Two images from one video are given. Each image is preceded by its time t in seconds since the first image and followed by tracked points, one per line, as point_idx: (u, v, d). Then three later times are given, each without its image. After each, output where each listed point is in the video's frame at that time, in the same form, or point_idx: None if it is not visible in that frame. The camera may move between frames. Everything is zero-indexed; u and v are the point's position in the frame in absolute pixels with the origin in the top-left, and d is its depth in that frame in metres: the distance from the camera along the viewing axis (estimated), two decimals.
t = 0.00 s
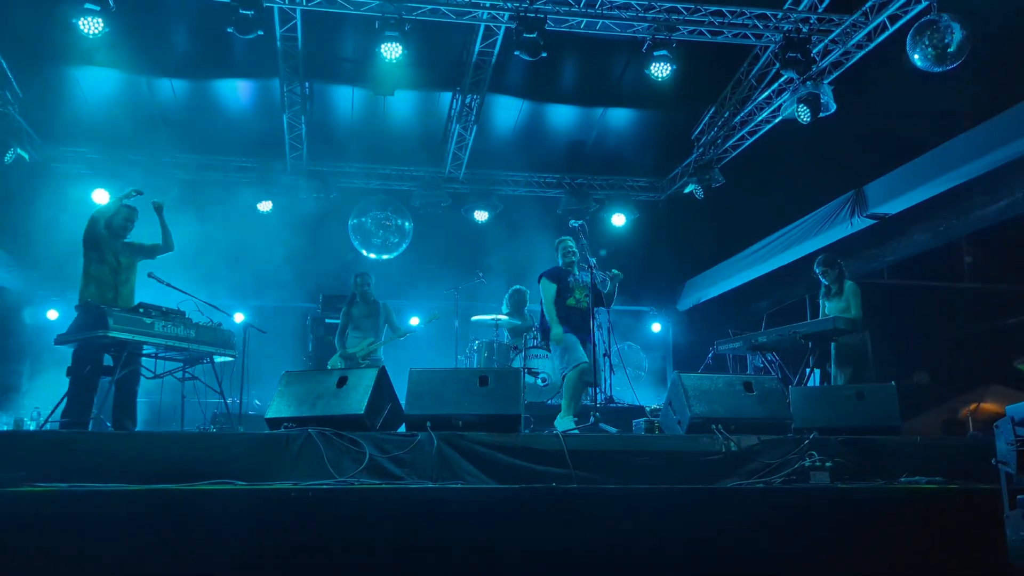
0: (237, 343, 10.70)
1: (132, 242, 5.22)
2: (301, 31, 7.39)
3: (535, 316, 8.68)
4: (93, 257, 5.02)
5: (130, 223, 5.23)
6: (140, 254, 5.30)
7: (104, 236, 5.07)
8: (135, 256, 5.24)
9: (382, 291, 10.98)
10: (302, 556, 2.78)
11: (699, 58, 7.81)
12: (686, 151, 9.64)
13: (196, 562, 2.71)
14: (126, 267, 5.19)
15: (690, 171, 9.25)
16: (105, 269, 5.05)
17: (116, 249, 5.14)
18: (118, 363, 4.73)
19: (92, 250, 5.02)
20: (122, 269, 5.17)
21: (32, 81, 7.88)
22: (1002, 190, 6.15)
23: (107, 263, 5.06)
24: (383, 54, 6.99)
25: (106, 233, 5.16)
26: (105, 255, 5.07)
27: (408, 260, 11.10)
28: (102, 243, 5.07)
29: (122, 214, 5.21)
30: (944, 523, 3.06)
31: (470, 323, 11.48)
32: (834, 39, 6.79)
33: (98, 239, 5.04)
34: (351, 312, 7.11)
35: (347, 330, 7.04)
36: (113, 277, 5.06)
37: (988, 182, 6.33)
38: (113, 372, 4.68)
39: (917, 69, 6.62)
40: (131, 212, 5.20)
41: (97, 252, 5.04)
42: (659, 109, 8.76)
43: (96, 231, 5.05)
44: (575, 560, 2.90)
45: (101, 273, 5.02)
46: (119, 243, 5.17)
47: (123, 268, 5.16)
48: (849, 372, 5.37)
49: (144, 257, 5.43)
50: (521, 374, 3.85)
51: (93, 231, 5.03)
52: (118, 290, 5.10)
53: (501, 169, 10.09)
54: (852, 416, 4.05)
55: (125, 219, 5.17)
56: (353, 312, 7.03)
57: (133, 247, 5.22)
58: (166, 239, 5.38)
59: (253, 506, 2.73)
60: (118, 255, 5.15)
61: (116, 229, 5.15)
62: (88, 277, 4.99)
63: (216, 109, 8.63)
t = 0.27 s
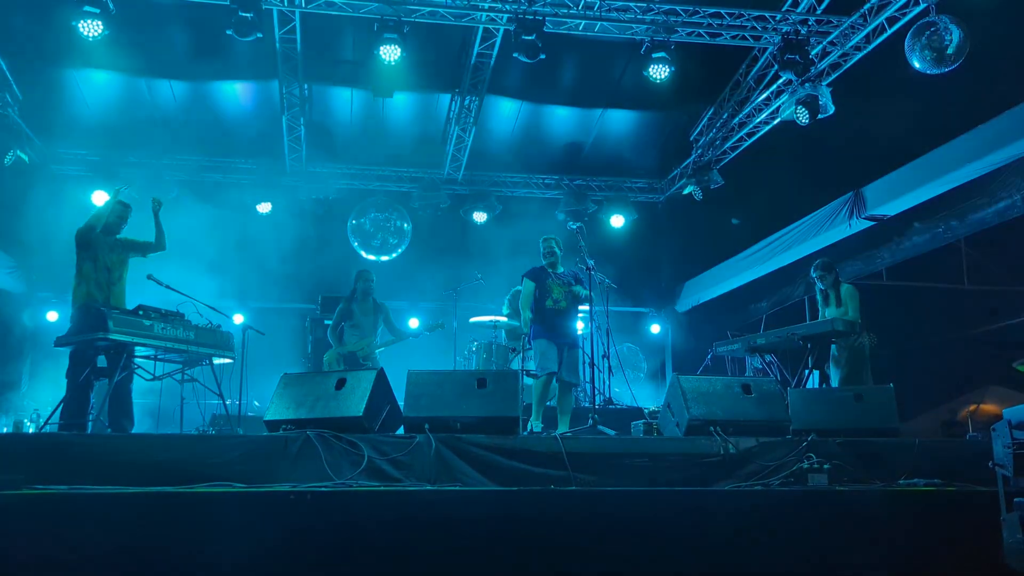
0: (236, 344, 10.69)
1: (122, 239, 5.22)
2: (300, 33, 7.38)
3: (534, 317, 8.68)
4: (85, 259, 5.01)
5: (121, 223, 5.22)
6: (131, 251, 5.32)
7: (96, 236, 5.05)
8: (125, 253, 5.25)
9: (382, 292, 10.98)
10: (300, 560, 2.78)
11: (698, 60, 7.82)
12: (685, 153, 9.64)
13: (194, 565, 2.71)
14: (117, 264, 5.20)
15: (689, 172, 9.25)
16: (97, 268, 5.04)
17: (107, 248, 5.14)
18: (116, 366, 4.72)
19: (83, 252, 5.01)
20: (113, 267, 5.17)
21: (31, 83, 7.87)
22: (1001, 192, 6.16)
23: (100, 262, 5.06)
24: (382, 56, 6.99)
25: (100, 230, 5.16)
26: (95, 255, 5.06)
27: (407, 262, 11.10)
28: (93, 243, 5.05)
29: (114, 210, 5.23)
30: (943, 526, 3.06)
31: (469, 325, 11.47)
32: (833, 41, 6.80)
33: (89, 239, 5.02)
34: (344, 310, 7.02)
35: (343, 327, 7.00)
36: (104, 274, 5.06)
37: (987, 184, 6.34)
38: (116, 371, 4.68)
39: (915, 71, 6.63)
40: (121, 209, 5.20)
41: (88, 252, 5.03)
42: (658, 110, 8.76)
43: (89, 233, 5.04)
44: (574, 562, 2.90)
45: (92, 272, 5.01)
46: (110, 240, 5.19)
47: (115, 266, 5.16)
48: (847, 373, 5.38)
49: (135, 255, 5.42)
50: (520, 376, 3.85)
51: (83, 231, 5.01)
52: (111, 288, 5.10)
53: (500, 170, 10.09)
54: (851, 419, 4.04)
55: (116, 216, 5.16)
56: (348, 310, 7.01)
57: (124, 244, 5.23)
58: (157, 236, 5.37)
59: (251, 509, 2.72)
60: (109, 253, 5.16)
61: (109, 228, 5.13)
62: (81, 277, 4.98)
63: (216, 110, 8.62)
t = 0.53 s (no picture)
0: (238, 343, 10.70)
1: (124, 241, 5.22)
2: (301, 31, 7.39)
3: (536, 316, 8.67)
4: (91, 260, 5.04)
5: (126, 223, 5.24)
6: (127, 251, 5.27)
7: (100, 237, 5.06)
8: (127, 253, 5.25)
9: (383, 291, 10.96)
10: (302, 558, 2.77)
11: (699, 58, 7.81)
12: (687, 151, 9.63)
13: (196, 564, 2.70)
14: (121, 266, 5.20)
15: (690, 171, 9.25)
16: (101, 272, 5.06)
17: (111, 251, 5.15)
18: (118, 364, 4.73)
19: (90, 253, 5.03)
20: (116, 269, 5.19)
21: (32, 82, 7.87)
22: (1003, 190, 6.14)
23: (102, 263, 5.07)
24: (382, 54, 6.97)
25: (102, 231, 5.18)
26: (101, 257, 5.09)
27: (409, 260, 11.09)
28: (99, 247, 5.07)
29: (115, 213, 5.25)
30: (946, 524, 3.06)
31: (471, 323, 11.46)
32: (835, 39, 6.79)
33: (97, 243, 5.03)
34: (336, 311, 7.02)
35: (337, 327, 7.03)
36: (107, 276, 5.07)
37: (989, 181, 6.32)
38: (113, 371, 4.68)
39: (917, 69, 6.61)
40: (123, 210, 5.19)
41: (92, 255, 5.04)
42: (659, 109, 8.76)
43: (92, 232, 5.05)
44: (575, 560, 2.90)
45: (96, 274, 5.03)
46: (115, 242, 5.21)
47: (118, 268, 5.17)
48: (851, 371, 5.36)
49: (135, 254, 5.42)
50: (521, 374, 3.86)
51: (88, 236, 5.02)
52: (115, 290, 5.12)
53: (502, 168, 10.08)
54: (853, 417, 4.04)
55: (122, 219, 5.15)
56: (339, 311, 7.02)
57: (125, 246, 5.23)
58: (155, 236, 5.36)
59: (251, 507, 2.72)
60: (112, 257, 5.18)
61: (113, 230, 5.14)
62: (86, 281, 5.00)
63: (217, 109, 8.62)
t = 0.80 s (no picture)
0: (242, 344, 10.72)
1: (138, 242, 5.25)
2: (305, 33, 7.40)
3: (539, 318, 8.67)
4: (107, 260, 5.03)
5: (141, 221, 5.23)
6: (152, 253, 5.38)
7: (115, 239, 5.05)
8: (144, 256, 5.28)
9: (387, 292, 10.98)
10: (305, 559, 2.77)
11: (704, 59, 7.81)
12: (691, 153, 9.62)
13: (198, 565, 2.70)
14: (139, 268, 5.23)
15: (694, 172, 9.24)
16: (117, 272, 5.06)
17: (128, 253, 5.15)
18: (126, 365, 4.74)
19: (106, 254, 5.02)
20: (134, 270, 5.20)
21: (37, 84, 7.90)
22: (1009, 191, 6.12)
23: (117, 263, 5.07)
24: (386, 56, 6.98)
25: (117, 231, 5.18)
26: (117, 259, 5.08)
27: (413, 261, 11.10)
28: (114, 248, 5.06)
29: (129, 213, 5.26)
30: (952, 526, 3.04)
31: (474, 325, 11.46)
32: (839, 40, 6.77)
33: (111, 243, 5.02)
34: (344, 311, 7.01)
35: (347, 327, 6.99)
36: (122, 276, 5.07)
37: (994, 183, 6.30)
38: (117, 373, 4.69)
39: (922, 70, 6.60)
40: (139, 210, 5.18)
41: (108, 257, 5.04)
42: (663, 110, 8.75)
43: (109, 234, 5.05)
44: (579, 561, 2.89)
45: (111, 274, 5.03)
46: (130, 243, 5.23)
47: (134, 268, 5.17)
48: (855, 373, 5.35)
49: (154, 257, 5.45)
50: (524, 378, 3.84)
51: (103, 235, 5.00)
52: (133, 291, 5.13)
53: (505, 170, 10.09)
54: (858, 419, 4.03)
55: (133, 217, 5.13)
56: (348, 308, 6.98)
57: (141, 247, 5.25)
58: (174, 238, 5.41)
59: (255, 508, 2.72)
60: (129, 257, 5.18)
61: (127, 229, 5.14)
62: (106, 284, 5.01)
63: (222, 111, 8.64)
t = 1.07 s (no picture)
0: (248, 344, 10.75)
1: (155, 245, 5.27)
2: (312, 34, 7.43)
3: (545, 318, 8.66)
4: (121, 265, 5.06)
5: (155, 226, 5.26)
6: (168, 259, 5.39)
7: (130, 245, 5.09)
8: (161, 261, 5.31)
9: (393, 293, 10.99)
10: (311, 558, 2.78)
11: (710, 60, 7.80)
12: (697, 153, 9.61)
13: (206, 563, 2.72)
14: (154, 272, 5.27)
15: (701, 172, 9.24)
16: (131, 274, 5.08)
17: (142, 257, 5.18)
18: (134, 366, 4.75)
19: (120, 258, 5.06)
20: (151, 272, 5.25)
21: (45, 86, 7.96)
22: (1017, 191, 6.09)
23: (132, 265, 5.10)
24: (393, 57, 7.00)
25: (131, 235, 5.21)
26: (133, 262, 5.11)
27: (418, 262, 11.12)
28: (130, 252, 5.09)
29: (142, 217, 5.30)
30: (960, 527, 3.02)
31: (480, 325, 11.47)
32: (846, 40, 6.76)
33: (126, 247, 5.05)
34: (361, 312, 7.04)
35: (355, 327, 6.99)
36: (136, 277, 5.10)
37: (1003, 182, 6.27)
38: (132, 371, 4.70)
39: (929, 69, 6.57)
40: (154, 215, 5.22)
41: (124, 260, 5.07)
42: (669, 111, 8.75)
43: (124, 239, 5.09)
44: (585, 561, 2.89)
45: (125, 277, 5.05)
46: (145, 247, 5.25)
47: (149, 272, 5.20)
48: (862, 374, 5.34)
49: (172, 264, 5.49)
50: (531, 376, 3.87)
51: (118, 239, 5.03)
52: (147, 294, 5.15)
53: (511, 170, 10.11)
54: (865, 419, 4.02)
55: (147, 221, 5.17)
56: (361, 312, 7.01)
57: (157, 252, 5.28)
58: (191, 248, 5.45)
59: (262, 506, 2.74)
60: (143, 261, 5.20)
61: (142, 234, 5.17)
62: (119, 286, 5.04)
63: (229, 111, 8.68)
